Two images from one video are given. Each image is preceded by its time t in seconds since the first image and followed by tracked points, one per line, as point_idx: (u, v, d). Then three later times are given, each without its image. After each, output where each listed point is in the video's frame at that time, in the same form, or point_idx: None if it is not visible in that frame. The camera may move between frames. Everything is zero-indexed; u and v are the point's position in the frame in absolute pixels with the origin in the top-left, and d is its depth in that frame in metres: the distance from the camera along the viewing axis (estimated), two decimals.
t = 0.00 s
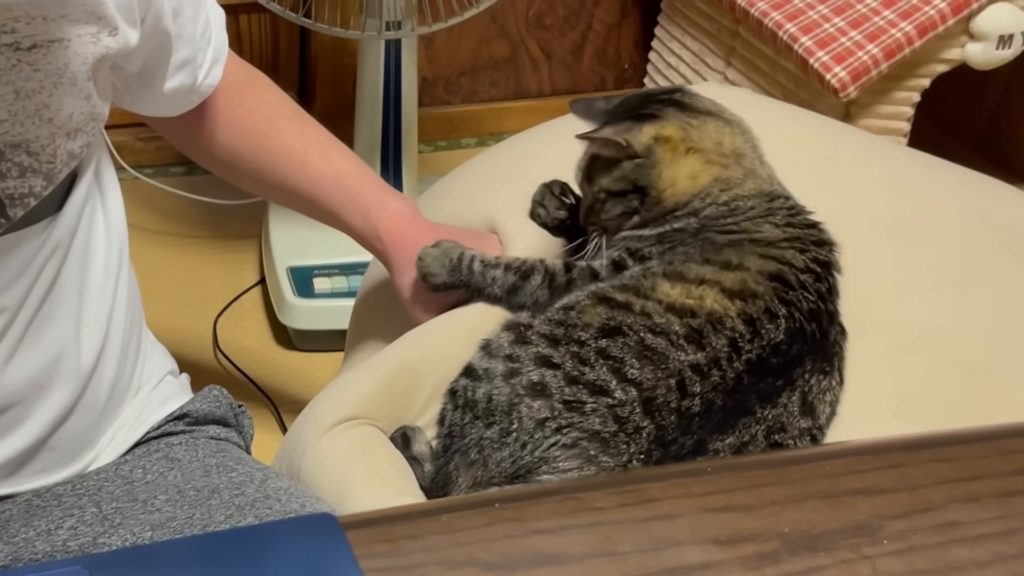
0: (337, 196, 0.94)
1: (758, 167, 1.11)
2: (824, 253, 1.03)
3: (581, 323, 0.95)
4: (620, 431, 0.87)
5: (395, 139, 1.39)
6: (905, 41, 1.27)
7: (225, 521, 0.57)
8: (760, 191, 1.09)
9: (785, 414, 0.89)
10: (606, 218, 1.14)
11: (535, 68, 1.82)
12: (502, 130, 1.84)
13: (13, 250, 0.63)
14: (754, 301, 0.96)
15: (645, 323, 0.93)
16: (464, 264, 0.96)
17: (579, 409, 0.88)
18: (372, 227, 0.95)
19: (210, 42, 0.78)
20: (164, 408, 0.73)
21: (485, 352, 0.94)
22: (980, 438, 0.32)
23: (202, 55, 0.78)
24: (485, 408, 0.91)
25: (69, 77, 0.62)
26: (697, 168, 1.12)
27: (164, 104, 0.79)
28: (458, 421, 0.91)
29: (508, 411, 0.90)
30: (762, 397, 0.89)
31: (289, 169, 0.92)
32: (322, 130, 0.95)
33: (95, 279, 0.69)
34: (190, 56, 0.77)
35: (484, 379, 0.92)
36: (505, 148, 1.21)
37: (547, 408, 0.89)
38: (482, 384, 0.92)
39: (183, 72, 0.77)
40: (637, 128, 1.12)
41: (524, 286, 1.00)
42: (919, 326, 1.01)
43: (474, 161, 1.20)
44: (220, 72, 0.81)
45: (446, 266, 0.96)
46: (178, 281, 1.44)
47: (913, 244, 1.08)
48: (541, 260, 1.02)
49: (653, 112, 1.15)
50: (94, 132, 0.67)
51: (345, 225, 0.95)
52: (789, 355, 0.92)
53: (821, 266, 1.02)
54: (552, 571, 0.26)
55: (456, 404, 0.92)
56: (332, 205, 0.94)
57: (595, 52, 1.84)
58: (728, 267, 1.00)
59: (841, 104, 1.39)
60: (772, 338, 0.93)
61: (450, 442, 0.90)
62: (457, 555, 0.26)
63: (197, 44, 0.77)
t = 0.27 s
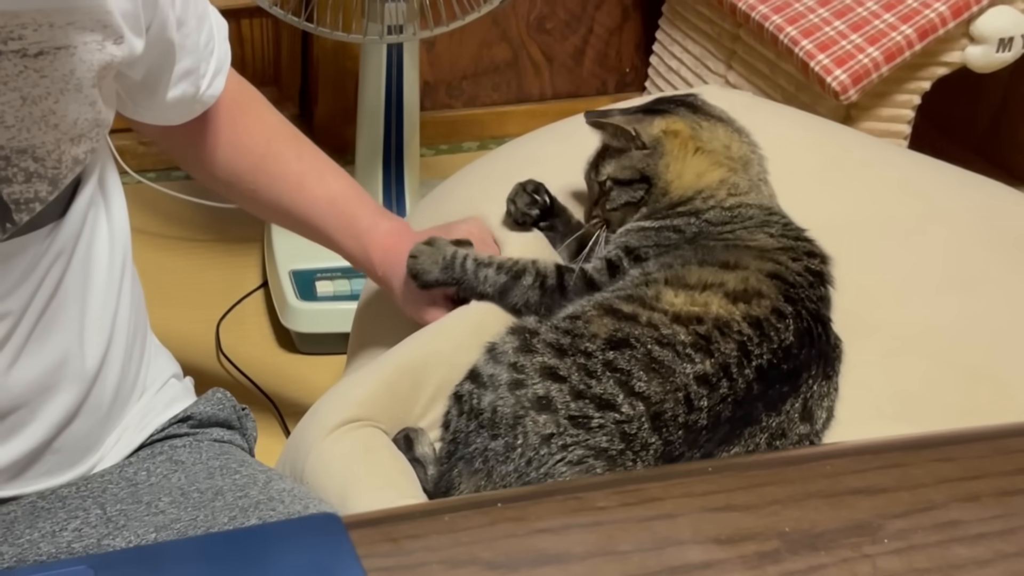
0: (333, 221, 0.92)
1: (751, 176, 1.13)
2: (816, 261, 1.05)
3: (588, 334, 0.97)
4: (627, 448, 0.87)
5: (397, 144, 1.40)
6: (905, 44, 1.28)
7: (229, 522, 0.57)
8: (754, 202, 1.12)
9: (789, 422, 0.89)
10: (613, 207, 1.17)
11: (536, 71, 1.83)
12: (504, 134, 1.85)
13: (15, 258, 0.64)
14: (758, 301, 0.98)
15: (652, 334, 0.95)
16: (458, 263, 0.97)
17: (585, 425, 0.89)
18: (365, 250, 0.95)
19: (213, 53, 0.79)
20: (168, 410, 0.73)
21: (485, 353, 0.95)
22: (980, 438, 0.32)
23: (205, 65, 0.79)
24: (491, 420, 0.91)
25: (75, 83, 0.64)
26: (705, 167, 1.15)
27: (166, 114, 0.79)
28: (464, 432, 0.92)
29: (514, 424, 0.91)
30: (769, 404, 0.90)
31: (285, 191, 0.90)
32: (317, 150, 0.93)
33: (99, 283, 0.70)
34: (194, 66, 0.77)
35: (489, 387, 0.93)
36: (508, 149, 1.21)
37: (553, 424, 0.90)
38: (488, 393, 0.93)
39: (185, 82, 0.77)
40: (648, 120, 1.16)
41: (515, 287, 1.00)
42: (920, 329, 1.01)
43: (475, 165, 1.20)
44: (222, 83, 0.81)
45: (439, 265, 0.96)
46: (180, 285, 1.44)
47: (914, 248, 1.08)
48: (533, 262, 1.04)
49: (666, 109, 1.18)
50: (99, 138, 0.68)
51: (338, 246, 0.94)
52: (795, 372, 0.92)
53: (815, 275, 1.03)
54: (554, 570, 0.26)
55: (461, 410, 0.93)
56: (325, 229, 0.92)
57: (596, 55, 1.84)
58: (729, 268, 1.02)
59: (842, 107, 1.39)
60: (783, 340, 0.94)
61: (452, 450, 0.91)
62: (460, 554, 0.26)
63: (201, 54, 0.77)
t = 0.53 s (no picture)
0: (363, 206, 0.90)
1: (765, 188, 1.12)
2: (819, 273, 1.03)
3: (591, 345, 0.94)
4: (626, 459, 0.85)
5: (398, 156, 1.41)
6: (902, 52, 1.28)
7: (230, 529, 0.57)
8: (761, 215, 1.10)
9: (790, 432, 0.89)
10: (638, 205, 1.16)
11: (536, 80, 1.83)
12: (504, 142, 1.85)
13: (22, 272, 0.65)
14: (768, 306, 0.96)
15: (655, 345, 0.92)
16: (463, 271, 0.95)
17: (585, 436, 0.87)
18: (401, 234, 0.93)
19: (221, 64, 0.79)
20: (170, 418, 0.74)
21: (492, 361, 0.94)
22: (973, 445, 0.32)
23: (213, 75, 0.79)
24: (489, 429, 0.90)
25: (82, 98, 0.65)
26: (732, 173, 1.13)
27: (175, 126, 0.80)
28: (463, 439, 0.91)
29: (513, 433, 0.88)
30: (772, 415, 0.89)
31: (314, 182, 0.88)
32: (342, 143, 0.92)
33: (102, 293, 0.70)
34: (201, 78, 0.78)
35: (491, 395, 0.91)
36: (508, 160, 1.22)
37: (553, 434, 0.87)
38: (491, 402, 0.91)
39: (193, 93, 0.78)
40: (682, 121, 1.16)
41: (520, 294, 0.99)
42: (918, 334, 1.01)
43: (474, 175, 1.21)
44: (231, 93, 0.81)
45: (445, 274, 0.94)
46: (181, 293, 1.44)
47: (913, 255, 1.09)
48: (539, 268, 1.02)
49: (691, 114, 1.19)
50: (106, 153, 0.70)
51: (375, 232, 0.92)
52: (798, 381, 0.92)
53: (818, 287, 1.01)
54: None
55: (463, 417, 0.92)
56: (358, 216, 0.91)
57: (595, 64, 1.85)
58: (738, 272, 1.00)
59: (840, 115, 1.40)
60: (792, 347, 0.93)
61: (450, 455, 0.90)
62: (458, 562, 0.26)
63: (208, 65, 0.78)
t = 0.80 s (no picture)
0: (386, 210, 0.91)
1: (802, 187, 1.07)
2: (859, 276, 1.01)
3: (627, 343, 0.90)
4: (652, 455, 0.83)
5: (399, 160, 1.41)
6: (902, 57, 1.29)
7: (231, 533, 0.58)
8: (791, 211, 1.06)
9: (816, 437, 0.87)
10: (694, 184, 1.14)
11: (537, 84, 1.84)
12: (505, 146, 1.86)
13: (22, 281, 0.66)
14: (819, 315, 0.93)
15: (700, 345, 0.88)
16: (498, 256, 0.95)
17: (612, 432, 0.85)
18: (426, 240, 0.94)
19: (224, 74, 0.80)
20: (170, 423, 0.74)
21: (512, 344, 0.92)
22: (970, 449, 0.33)
23: (216, 86, 0.79)
24: (510, 417, 0.87)
25: (82, 109, 0.66)
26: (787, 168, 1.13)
27: (178, 136, 0.80)
28: (478, 427, 0.89)
29: (538, 424, 0.86)
30: (803, 423, 0.87)
31: (332, 186, 0.89)
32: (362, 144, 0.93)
33: (102, 300, 0.71)
34: (203, 88, 0.78)
35: (508, 381, 0.89)
36: (509, 165, 1.23)
37: (580, 429, 0.85)
38: (511, 387, 0.89)
39: (195, 104, 0.78)
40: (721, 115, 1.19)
41: (555, 280, 1.00)
42: (921, 339, 1.02)
43: (473, 180, 1.22)
44: (234, 104, 0.81)
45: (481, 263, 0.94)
46: (183, 298, 1.45)
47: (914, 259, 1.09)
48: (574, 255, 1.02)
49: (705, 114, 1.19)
50: (104, 163, 0.70)
51: (399, 238, 0.93)
52: (828, 394, 0.90)
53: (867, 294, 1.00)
54: None
55: (470, 402, 0.90)
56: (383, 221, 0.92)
57: (596, 68, 1.86)
58: (796, 279, 0.96)
59: (840, 119, 1.40)
60: (831, 359, 0.91)
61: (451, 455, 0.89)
62: (457, 566, 0.26)
63: (210, 76, 0.78)
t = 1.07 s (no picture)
0: (382, 236, 0.91)
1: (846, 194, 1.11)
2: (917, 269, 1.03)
3: (711, 326, 0.95)
4: (729, 437, 0.90)
5: (401, 162, 1.41)
6: (904, 58, 1.29)
7: (236, 537, 0.58)
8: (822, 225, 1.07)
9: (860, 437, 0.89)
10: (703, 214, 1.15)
11: (539, 87, 1.84)
12: (508, 149, 1.86)
13: (28, 285, 0.66)
14: (899, 316, 0.97)
15: (786, 334, 0.93)
16: (506, 280, 0.99)
17: (691, 415, 0.91)
18: (417, 267, 0.93)
19: (238, 77, 0.80)
20: (175, 426, 0.74)
21: (585, 336, 0.98)
22: (975, 450, 0.33)
23: (229, 90, 0.79)
24: (581, 395, 0.92)
25: (90, 114, 0.66)
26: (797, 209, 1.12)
27: (189, 139, 0.80)
28: (539, 411, 0.92)
29: (619, 400, 0.91)
30: (859, 419, 0.91)
31: (337, 205, 0.89)
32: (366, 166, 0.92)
33: (109, 304, 0.71)
34: (217, 91, 0.78)
35: (582, 364, 0.94)
36: (512, 167, 1.22)
37: (658, 410, 0.91)
38: (583, 373, 0.93)
39: (208, 106, 0.78)
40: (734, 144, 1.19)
41: (568, 283, 1.05)
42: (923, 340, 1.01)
43: (474, 185, 1.21)
44: (249, 106, 0.81)
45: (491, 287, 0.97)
46: (187, 301, 1.45)
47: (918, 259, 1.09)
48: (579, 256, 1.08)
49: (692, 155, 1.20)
50: (111, 168, 0.70)
51: (395, 261, 0.93)
52: (893, 378, 0.95)
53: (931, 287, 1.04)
54: None
55: (523, 394, 0.93)
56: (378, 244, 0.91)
57: (598, 71, 1.86)
58: (883, 266, 1.00)
59: (843, 121, 1.41)
60: (895, 361, 0.95)
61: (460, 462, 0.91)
62: (463, 568, 0.26)
63: (223, 79, 0.78)
